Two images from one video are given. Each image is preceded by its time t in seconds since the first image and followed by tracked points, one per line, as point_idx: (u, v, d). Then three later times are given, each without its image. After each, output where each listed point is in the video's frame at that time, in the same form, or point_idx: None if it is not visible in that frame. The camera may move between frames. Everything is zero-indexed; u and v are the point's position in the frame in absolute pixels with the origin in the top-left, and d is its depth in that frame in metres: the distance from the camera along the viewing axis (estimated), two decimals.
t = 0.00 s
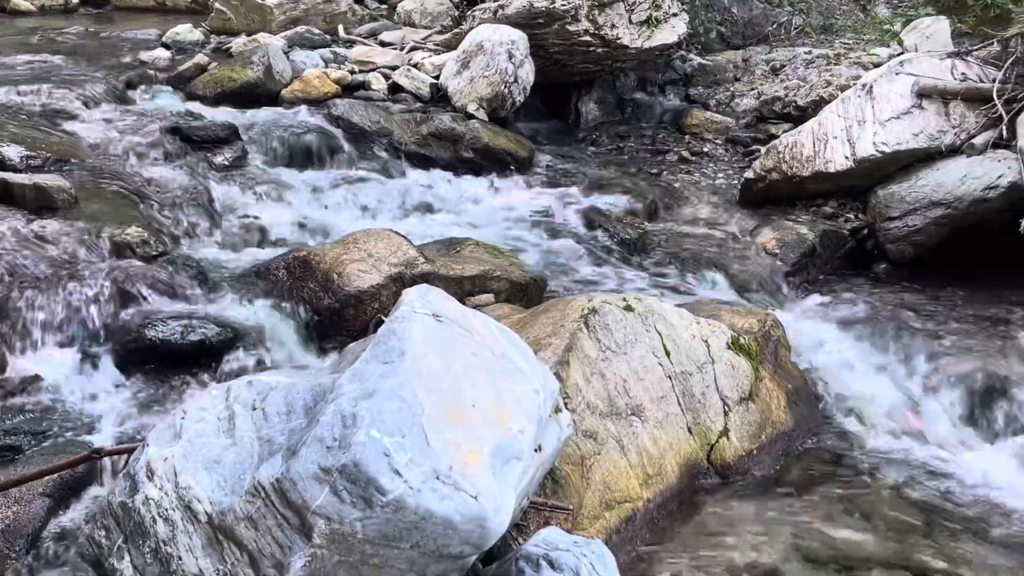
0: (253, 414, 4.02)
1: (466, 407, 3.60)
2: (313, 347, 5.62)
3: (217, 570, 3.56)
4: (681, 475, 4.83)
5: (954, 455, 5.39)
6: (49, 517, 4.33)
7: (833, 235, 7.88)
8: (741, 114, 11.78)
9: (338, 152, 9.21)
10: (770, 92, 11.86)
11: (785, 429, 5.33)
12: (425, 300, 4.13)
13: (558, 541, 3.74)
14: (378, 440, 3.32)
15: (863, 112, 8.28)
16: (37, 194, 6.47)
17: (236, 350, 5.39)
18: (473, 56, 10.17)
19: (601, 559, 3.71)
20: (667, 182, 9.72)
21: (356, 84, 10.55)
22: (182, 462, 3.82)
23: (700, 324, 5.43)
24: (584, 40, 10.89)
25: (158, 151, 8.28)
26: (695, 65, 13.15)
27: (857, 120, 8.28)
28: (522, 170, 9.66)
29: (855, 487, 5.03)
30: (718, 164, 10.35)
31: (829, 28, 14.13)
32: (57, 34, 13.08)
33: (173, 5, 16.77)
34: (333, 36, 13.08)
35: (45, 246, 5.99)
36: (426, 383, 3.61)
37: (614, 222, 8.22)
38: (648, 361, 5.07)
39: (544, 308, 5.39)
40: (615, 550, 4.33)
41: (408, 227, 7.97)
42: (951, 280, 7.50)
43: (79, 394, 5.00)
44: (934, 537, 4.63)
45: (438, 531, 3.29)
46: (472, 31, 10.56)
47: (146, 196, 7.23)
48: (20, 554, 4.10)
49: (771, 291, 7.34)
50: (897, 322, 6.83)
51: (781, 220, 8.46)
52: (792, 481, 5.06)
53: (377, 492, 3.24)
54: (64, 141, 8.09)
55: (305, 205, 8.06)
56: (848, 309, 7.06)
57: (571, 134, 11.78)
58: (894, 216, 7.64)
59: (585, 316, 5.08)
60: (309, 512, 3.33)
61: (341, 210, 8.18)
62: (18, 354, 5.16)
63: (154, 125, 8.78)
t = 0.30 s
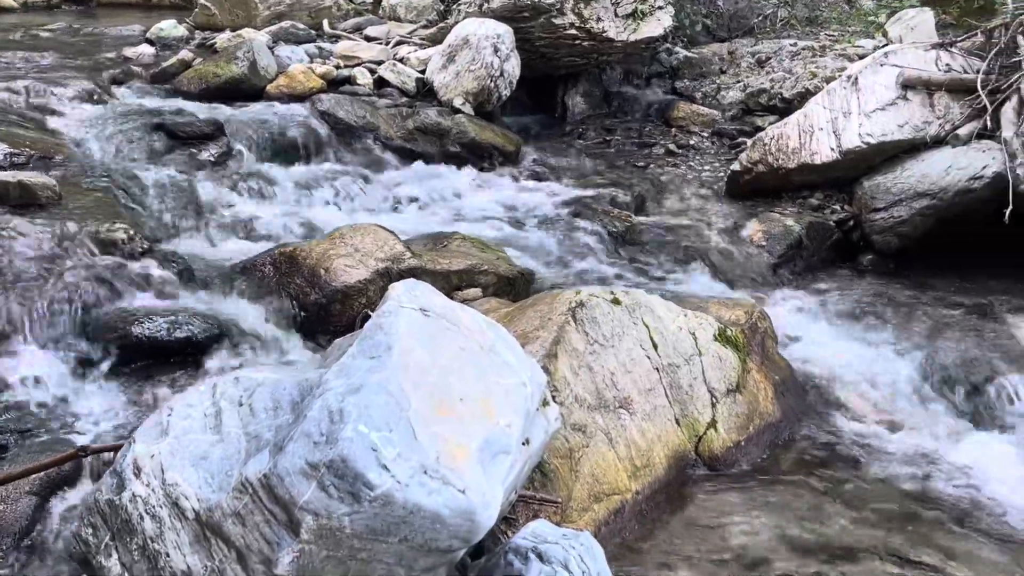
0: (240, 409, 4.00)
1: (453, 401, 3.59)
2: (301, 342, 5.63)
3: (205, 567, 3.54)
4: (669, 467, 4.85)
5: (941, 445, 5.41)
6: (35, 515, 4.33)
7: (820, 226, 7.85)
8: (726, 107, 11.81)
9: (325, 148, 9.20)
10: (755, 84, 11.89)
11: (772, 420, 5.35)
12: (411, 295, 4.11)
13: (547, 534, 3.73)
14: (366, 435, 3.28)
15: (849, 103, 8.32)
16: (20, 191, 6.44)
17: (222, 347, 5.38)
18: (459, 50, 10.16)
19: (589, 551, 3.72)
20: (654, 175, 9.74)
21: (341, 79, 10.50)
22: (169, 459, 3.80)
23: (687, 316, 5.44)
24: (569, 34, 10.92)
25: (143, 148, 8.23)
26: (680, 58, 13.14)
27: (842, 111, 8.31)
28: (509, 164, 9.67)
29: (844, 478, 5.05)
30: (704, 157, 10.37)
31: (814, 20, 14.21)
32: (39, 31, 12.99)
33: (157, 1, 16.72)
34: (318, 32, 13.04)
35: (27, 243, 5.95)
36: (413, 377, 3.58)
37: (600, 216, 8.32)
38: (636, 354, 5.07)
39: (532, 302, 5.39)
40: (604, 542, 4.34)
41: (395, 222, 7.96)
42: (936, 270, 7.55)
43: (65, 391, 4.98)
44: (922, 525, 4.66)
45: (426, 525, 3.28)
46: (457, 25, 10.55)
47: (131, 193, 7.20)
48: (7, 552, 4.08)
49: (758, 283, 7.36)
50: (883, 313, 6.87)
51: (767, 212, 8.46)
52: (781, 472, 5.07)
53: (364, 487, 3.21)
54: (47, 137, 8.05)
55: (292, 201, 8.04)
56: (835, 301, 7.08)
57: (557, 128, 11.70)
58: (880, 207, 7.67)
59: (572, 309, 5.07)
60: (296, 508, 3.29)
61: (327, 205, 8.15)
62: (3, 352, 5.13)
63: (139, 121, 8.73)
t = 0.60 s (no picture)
0: (225, 405, 3.91)
1: (439, 395, 3.55)
2: (287, 337, 5.61)
3: (191, 564, 3.54)
4: (656, 459, 4.87)
5: (927, 437, 5.42)
6: (21, 513, 4.31)
7: (805, 219, 7.89)
8: (712, 100, 11.85)
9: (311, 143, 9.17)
10: (741, 77, 11.93)
11: (758, 412, 5.37)
12: (397, 289, 4.05)
13: (534, 527, 3.71)
14: (352, 430, 3.25)
15: (833, 96, 8.35)
16: (3, 187, 6.39)
17: (207, 343, 5.36)
18: (444, 44, 10.17)
19: (577, 545, 3.67)
20: (640, 168, 9.76)
21: (326, 75, 10.53)
22: (154, 455, 3.77)
23: (673, 309, 5.44)
24: (554, 27, 11.00)
25: (127, 144, 8.17)
26: (666, 51, 13.11)
27: (827, 104, 8.34)
28: (495, 158, 9.67)
29: (830, 468, 5.08)
30: (689, 150, 10.41)
31: (799, 12, 14.27)
32: (21, 26, 12.88)
33: None
34: (303, 26, 12.97)
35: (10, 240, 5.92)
36: (400, 372, 3.54)
37: (586, 209, 8.24)
38: (623, 347, 5.07)
39: (519, 296, 5.38)
40: (591, 534, 4.35)
41: (381, 217, 7.92)
42: (921, 261, 7.58)
43: (51, 389, 4.96)
44: (908, 515, 4.68)
45: (413, 520, 3.26)
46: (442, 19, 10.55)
47: (116, 190, 7.16)
48: None
49: (744, 276, 7.39)
50: (869, 304, 6.90)
51: (754, 204, 8.50)
52: (767, 463, 5.10)
53: (351, 482, 3.18)
54: (31, 134, 7.99)
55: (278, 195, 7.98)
56: (820, 292, 7.12)
57: (541, 122, 11.89)
58: (865, 199, 7.71)
59: (558, 303, 5.06)
60: (282, 504, 3.26)
61: (312, 202, 8.06)
62: None
63: (123, 118, 8.69)
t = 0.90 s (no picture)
0: (210, 400, 3.74)
1: (423, 389, 3.50)
2: (271, 331, 5.58)
3: (175, 559, 3.49)
4: (642, 452, 4.88)
5: (911, 428, 5.45)
6: (5, 510, 4.31)
7: (790, 211, 7.87)
8: (697, 92, 11.90)
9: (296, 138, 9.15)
10: (726, 69, 11.98)
11: (743, 404, 5.40)
12: (381, 282, 4.00)
13: (519, 520, 3.69)
14: (336, 425, 3.20)
15: (818, 88, 8.36)
16: None
17: (192, 338, 5.35)
18: (428, 37, 10.14)
19: (561, 536, 3.69)
20: (625, 161, 9.78)
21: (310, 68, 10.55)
22: (138, 451, 3.67)
23: (658, 301, 5.45)
24: (539, 20, 11.05)
25: (111, 138, 8.12)
26: (651, 43, 13.21)
27: (811, 96, 8.35)
28: (480, 151, 9.65)
29: (815, 459, 5.10)
30: (675, 143, 10.43)
31: (784, 5, 14.34)
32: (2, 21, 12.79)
33: None
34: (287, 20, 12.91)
35: None
36: (384, 365, 3.49)
37: (571, 201, 8.22)
38: (608, 340, 5.08)
39: (504, 289, 5.37)
40: (577, 526, 4.35)
41: (366, 211, 7.90)
42: (905, 252, 7.63)
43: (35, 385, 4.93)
44: (893, 505, 4.72)
45: (398, 514, 3.22)
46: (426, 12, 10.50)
47: (99, 185, 7.12)
48: None
49: (729, 268, 7.39)
50: (853, 296, 6.93)
51: (739, 197, 8.54)
52: (752, 454, 5.11)
53: (335, 476, 3.14)
54: (13, 131, 7.94)
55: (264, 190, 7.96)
56: (804, 284, 7.14)
57: (528, 115, 11.89)
58: (850, 190, 7.75)
59: (544, 296, 5.05)
60: (267, 498, 3.20)
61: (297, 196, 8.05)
62: None
63: (107, 113, 8.64)
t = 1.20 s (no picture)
0: (194, 395, 3.75)
1: (409, 384, 3.44)
2: (258, 327, 5.58)
3: (161, 554, 3.43)
4: (628, 445, 4.89)
5: (895, 420, 5.48)
6: None
7: (775, 205, 7.93)
8: (683, 86, 11.94)
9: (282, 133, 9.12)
10: (711, 63, 12.06)
11: (729, 397, 5.42)
12: (367, 275, 3.91)
13: (505, 513, 3.66)
14: (321, 419, 3.13)
15: (803, 81, 8.37)
16: None
17: (178, 334, 5.34)
18: (414, 31, 10.24)
19: (547, 529, 3.65)
20: (611, 155, 9.81)
21: (295, 62, 10.51)
22: (122, 447, 3.64)
23: (644, 294, 5.45)
24: (524, 14, 11.09)
25: (95, 134, 8.06)
26: (637, 37, 13.39)
27: (796, 89, 8.36)
28: (467, 145, 9.65)
29: (800, 451, 5.11)
30: (661, 136, 10.47)
31: None
32: None
33: None
34: (272, 14, 12.86)
35: None
36: (370, 360, 3.41)
37: (557, 195, 8.25)
38: (595, 334, 5.08)
39: (490, 284, 5.36)
40: (564, 520, 4.35)
41: (353, 206, 7.89)
42: (890, 245, 7.65)
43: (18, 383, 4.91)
44: (878, 497, 4.73)
45: (384, 508, 3.18)
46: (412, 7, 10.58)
47: (83, 180, 7.08)
48: None
49: (716, 261, 7.40)
50: (838, 289, 6.95)
51: (724, 190, 8.56)
52: (738, 447, 5.13)
53: (320, 471, 3.06)
54: None
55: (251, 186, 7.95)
56: (790, 277, 7.16)
57: (514, 108, 11.87)
58: (835, 183, 7.77)
59: (530, 290, 5.04)
60: (252, 494, 3.13)
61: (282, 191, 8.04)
62: None
63: (90, 107, 8.59)
